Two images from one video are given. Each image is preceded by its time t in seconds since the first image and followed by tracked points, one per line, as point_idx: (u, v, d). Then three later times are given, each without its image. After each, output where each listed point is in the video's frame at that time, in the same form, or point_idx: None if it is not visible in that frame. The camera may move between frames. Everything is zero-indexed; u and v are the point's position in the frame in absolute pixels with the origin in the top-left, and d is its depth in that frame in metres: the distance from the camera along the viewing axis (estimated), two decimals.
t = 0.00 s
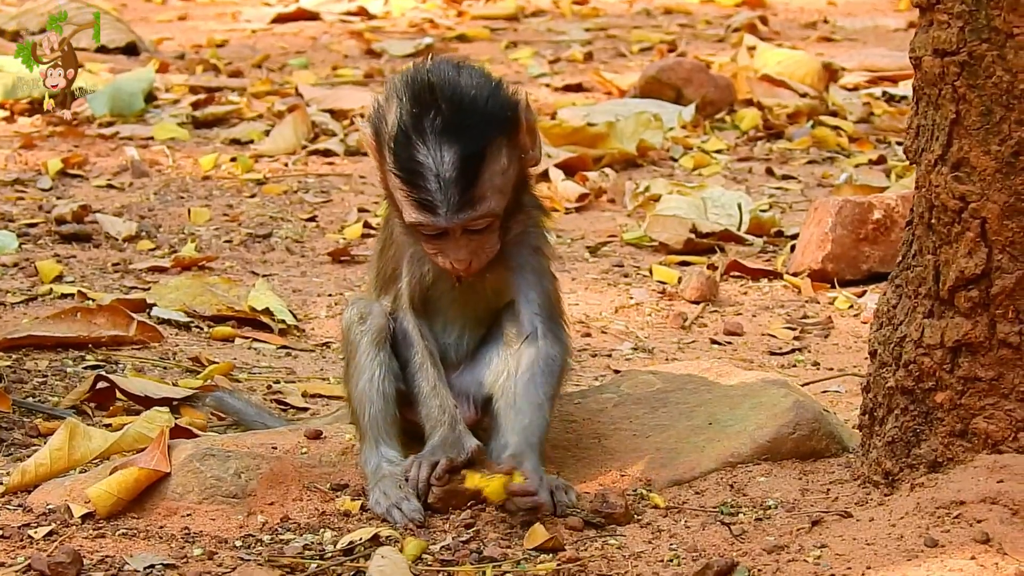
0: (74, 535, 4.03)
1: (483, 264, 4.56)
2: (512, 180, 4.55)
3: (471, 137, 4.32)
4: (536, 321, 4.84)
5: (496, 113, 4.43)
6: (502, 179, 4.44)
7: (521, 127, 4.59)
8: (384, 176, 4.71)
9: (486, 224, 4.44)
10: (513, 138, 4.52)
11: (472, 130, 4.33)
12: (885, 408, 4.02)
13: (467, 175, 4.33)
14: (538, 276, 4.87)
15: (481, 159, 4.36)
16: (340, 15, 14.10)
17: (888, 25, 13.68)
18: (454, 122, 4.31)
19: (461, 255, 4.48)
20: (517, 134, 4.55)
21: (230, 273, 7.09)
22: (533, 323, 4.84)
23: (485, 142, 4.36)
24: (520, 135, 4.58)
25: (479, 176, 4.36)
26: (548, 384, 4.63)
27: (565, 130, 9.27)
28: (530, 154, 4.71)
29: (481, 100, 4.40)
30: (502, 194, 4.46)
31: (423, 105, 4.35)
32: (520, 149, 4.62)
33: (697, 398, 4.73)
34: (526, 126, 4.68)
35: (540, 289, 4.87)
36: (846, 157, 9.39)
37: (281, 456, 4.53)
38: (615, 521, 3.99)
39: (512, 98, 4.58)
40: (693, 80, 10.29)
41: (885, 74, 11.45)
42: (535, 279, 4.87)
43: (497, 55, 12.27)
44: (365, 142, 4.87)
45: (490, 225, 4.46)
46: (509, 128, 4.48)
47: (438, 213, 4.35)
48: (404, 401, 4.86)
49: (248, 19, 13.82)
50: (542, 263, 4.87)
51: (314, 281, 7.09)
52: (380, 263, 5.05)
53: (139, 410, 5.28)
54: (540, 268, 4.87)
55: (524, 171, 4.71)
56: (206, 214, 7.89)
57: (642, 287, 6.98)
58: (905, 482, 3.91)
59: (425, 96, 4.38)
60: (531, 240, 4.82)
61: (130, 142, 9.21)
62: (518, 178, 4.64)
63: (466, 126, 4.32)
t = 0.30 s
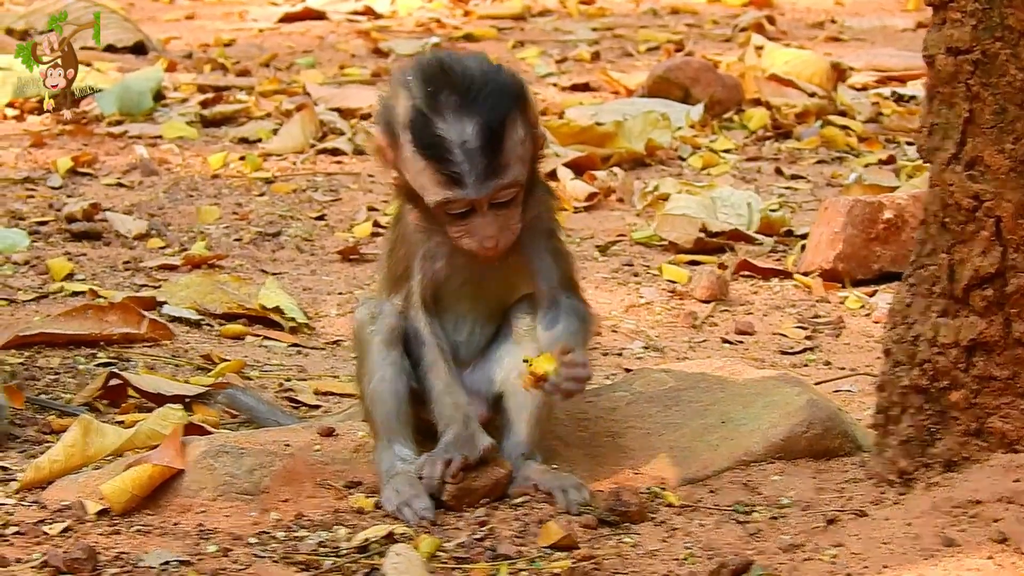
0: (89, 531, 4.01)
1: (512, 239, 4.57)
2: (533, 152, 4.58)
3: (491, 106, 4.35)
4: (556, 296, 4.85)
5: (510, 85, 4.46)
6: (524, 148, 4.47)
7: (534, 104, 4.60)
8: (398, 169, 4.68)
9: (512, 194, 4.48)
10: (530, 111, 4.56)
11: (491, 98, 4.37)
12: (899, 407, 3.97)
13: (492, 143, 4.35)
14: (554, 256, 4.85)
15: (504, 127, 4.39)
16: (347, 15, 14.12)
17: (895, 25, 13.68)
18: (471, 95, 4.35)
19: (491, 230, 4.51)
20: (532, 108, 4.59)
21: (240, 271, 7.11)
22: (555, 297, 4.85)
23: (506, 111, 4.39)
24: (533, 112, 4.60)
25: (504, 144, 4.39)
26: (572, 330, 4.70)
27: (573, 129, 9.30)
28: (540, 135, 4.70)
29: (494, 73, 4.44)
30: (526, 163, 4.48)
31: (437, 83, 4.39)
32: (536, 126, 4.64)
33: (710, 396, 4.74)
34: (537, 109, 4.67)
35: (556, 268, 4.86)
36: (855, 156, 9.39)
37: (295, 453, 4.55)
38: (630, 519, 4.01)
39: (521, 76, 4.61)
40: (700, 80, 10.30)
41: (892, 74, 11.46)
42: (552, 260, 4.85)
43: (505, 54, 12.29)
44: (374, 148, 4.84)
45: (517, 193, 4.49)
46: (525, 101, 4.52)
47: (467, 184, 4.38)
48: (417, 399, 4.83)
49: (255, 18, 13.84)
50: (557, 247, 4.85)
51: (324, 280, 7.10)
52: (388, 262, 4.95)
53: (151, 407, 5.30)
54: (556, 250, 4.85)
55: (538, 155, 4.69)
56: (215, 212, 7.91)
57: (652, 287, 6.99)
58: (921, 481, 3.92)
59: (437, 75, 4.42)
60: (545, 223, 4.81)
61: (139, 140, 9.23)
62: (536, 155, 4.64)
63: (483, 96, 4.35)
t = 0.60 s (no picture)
0: (181, 530, 4.12)
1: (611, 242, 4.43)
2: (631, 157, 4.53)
3: (590, 107, 4.35)
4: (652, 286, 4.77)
5: (608, 91, 4.47)
6: (622, 150, 4.41)
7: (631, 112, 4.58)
8: (494, 173, 4.66)
9: (612, 195, 4.39)
10: (627, 118, 4.54)
11: (590, 100, 4.37)
12: (992, 406, 3.93)
13: (593, 143, 4.32)
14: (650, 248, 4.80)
15: (605, 130, 4.36)
16: (443, 19, 14.22)
17: (995, 30, 13.46)
18: (571, 95, 4.36)
19: (590, 230, 4.38)
20: (629, 116, 4.56)
21: (335, 272, 7.22)
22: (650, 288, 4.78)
23: (605, 113, 4.38)
24: (631, 117, 4.57)
25: (605, 145, 4.35)
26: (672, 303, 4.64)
27: (668, 133, 9.32)
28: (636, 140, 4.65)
29: (593, 79, 4.45)
30: (626, 167, 4.42)
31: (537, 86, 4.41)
32: (632, 135, 4.60)
33: (803, 395, 4.73)
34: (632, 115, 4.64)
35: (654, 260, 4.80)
36: (952, 160, 9.26)
37: (388, 452, 4.61)
38: (722, 518, 4.00)
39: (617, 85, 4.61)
40: (797, 84, 10.22)
41: (991, 78, 11.28)
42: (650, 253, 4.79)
43: (601, 58, 12.30)
44: (466, 155, 4.82)
45: (617, 197, 4.41)
46: (622, 108, 4.50)
47: (569, 184, 4.32)
48: (510, 399, 4.82)
49: (352, 22, 14.01)
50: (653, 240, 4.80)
51: (418, 281, 7.18)
52: (481, 263, 4.95)
53: (244, 407, 5.40)
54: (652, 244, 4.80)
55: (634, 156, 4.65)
56: (311, 214, 8.03)
57: (745, 288, 6.97)
58: (1013, 480, 3.88)
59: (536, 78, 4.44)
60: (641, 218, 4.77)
61: (235, 143, 9.40)
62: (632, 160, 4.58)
63: (583, 98, 4.35)
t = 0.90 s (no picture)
0: (196, 515, 4.14)
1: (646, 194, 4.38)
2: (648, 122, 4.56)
3: (612, 59, 4.41)
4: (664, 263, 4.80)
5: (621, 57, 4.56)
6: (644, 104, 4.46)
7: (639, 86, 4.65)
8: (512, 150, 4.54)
9: (643, 146, 4.39)
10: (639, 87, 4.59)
11: (610, 54, 4.43)
12: (1005, 390, 3.92)
13: (620, 90, 4.35)
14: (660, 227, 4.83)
15: (628, 81, 4.41)
16: (459, 2, 14.19)
17: (1010, 13, 13.39)
18: (593, 49, 4.41)
19: (628, 179, 4.32)
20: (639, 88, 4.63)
21: (351, 256, 7.23)
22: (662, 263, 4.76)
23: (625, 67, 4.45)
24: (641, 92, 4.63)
25: (630, 95, 4.38)
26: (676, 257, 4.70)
27: (684, 116, 9.31)
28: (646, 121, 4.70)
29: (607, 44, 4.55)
30: (651, 123, 4.45)
31: (555, 45, 4.46)
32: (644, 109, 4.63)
33: (817, 379, 4.72)
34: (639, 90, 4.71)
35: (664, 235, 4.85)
36: (966, 143, 9.23)
37: (403, 436, 4.62)
38: (736, 503, 4.00)
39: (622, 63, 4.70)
40: (812, 67, 10.19)
41: (1005, 61, 11.22)
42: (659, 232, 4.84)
43: (616, 41, 12.27)
44: (477, 144, 4.71)
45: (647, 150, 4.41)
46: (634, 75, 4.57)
47: (606, 129, 4.30)
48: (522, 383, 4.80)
49: (367, 6, 13.98)
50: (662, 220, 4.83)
51: (434, 265, 7.18)
52: (490, 248, 4.92)
53: (260, 392, 5.39)
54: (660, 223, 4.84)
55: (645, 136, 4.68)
56: (326, 198, 8.04)
57: (761, 272, 6.96)
58: None
59: (552, 41, 4.49)
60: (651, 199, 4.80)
61: (250, 127, 9.41)
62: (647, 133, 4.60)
63: (605, 51, 4.42)
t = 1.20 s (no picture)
0: (191, 503, 4.14)
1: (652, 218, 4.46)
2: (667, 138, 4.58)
3: (643, 80, 4.38)
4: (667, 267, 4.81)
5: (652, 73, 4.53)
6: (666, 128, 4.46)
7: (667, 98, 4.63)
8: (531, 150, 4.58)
9: (657, 171, 4.42)
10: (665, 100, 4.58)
11: (642, 74, 4.39)
12: (1001, 377, 3.92)
13: (646, 115, 4.35)
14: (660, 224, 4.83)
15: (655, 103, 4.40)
16: None
17: (1012, 2, 13.35)
18: (625, 68, 4.37)
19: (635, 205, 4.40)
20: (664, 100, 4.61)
21: (350, 246, 7.22)
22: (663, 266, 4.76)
23: (654, 87, 4.43)
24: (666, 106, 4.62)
25: (654, 119, 4.39)
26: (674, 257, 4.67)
27: (685, 106, 9.19)
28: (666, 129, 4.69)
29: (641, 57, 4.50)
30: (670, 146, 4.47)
31: (589, 58, 4.41)
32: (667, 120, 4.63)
33: (814, 367, 4.71)
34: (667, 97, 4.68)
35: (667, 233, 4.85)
36: (967, 132, 9.20)
37: (400, 425, 4.62)
38: (732, 491, 4.00)
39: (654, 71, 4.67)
40: (813, 56, 10.16)
41: (1007, 50, 11.19)
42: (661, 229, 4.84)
43: (617, 31, 12.25)
44: (494, 134, 4.72)
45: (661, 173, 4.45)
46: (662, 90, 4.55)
47: (624, 154, 4.33)
48: (516, 372, 4.80)
49: None
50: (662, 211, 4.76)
51: (433, 255, 7.17)
52: (487, 234, 4.92)
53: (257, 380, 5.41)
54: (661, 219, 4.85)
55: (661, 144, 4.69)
56: (326, 188, 8.03)
57: (761, 261, 6.94)
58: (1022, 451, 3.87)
59: (586, 52, 4.44)
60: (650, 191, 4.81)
61: (250, 117, 9.39)
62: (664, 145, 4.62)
63: (637, 70, 4.38)
